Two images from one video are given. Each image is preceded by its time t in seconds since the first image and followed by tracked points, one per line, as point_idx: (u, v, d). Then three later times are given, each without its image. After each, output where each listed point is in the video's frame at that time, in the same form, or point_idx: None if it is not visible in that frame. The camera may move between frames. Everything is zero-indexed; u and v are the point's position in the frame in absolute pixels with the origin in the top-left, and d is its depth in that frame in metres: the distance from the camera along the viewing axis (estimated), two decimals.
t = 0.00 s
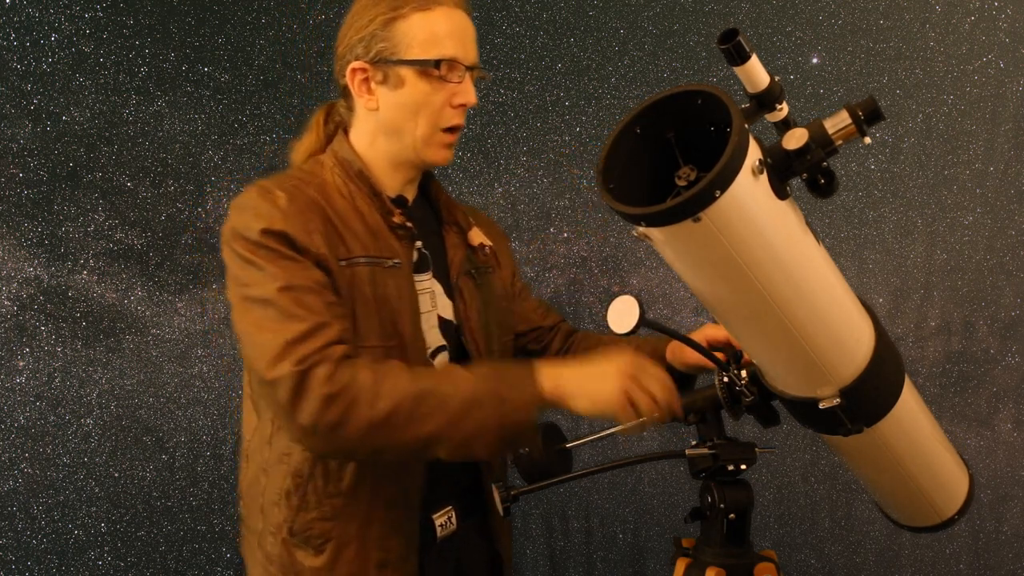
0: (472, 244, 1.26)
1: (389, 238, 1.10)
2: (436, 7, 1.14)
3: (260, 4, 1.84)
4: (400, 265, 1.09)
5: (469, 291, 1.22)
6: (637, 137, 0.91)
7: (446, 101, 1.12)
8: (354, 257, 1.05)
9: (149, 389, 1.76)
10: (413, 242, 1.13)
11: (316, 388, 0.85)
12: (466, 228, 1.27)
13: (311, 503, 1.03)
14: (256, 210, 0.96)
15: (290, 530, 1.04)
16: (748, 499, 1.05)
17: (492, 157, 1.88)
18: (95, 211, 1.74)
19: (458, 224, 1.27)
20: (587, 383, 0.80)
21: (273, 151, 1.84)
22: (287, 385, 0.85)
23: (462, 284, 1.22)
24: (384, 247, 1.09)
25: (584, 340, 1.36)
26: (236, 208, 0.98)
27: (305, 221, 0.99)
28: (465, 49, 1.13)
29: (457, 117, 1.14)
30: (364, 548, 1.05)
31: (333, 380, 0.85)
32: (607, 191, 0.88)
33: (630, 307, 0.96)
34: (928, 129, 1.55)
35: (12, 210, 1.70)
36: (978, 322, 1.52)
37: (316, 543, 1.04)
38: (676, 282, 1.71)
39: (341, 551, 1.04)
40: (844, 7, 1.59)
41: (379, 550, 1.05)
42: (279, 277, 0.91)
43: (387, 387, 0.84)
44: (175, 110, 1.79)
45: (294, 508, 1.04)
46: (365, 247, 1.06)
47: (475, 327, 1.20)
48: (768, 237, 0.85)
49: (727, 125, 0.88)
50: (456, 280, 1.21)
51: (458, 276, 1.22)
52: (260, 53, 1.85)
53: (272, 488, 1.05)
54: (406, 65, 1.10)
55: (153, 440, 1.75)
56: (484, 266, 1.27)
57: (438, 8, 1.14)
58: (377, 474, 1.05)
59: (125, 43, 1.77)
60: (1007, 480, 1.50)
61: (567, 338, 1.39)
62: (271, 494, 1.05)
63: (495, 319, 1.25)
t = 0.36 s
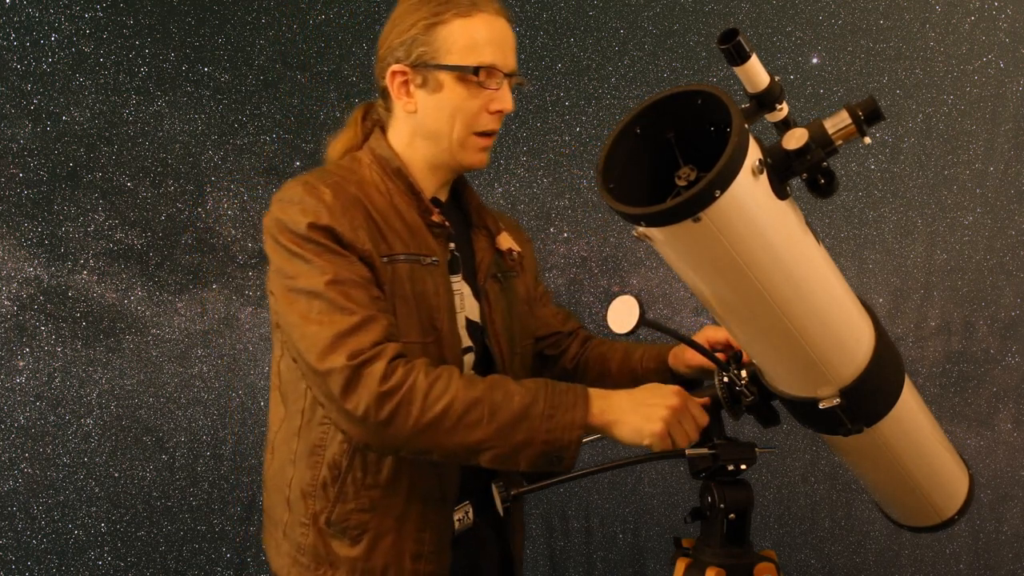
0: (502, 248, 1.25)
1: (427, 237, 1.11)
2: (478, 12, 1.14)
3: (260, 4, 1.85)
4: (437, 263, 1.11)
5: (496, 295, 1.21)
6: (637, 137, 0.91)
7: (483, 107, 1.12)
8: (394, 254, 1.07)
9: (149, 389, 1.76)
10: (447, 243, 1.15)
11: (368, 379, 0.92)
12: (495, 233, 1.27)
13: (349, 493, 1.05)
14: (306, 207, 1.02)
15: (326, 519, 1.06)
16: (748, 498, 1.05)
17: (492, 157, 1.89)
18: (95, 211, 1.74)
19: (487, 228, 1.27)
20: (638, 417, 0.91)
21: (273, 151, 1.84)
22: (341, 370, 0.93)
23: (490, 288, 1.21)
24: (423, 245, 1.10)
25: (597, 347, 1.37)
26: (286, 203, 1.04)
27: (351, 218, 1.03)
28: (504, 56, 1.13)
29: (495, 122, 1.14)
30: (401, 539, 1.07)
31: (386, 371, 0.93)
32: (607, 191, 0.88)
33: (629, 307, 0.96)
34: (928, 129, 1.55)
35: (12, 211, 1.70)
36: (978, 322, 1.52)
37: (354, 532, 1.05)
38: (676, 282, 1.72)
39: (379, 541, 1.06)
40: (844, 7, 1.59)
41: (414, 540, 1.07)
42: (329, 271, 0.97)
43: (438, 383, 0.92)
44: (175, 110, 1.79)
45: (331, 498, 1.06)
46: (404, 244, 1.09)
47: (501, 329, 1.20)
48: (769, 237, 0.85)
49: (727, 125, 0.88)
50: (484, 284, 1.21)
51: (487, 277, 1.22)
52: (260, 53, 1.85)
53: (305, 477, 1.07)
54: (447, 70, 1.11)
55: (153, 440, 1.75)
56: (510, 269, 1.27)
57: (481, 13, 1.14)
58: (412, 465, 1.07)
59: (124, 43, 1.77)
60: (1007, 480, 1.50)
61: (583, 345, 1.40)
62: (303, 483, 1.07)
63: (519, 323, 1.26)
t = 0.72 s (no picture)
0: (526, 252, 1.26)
1: (449, 238, 1.12)
2: (507, 17, 1.14)
3: (260, 4, 1.85)
4: (456, 263, 1.11)
5: (520, 297, 1.22)
6: (637, 137, 0.91)
7: (508, 110, 1.12)
8: (413, 252, 1.07)
9: (149, 389, 1.76)
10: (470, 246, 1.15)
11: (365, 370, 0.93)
12: (522, 235, 1.27)
13: (357, 484, 1.06)
14: (321, 202, 1.02)
15: (334, 509, 1.06)
16: (748, 498, 1.05)
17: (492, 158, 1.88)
18: (95, 211, 1.74)
19: (515, 231, 1.27)
20: (634, 414, 0.91)
21: (273, 151, 1.85)
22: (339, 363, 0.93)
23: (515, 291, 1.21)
24: (440, 244, 1.10)
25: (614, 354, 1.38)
26: (305, 199, 1.04)
27: (368, 214, 1.03)
28: (530, 61, 1.13)
29: (520, 126, 1.14)
30: (406, 531, 1.07)
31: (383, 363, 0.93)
32: (607, 191, 0.88)
33: (627, 308, 0.96)
34: (928, 129, 1.55)
35: (12, 211, 1.70)
36: (978, 322, 1.52)
37: (359, 523, 1.05)
38: (677, 282, 1.71)
39: (382, 532, 1.06)
40: (844, 7, 1.60)
41: (418, 535, 1.07)
42: (341, 265, 0.98)
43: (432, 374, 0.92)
44: (175, 110, 1.79)
45: (341, 487, 1.06)
46: (423, 243, 1.09)
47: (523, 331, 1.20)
48: (768, 237, 0.85)
49: (727, 125, 0.88)
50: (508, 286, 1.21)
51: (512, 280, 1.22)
52: (260, 53, 1.86)
53: (317, 466, 1.08)
54: (474, 74, 1.12)
55: (153, 440, 1.75)
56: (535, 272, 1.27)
57: (511, 19, 1.14)
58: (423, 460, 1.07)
59: (124, 43, 1.77)
60: (1007, 480, 1.50)
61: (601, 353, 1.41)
62: (316, 471, 1.08)
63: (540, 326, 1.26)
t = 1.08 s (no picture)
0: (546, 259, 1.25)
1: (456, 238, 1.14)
2: (511, 16, 1.14)
3: (260, 4, 1.86)
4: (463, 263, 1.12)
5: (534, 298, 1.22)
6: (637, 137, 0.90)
7: (508, 106, 1.10)
8: (419, 248, 1.09)
9: (149, 389, 1.76)
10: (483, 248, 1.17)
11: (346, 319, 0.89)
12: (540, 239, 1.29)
13: (352, 477, 1.06)
14: (327, 191, 1.03)
15: (332, 500, 1.07)
16: (747, 498, 1.05)
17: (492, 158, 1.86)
18: (95, 211, 1.74)
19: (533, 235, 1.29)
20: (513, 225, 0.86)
21: (273, 151, 1.86)
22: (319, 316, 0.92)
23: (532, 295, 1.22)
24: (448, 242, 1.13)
25: (623, 362, 1.39)
26: (315, 189, 1.05)
27: (373, 207, 1.04)
28: (532, 57, 1.12)
29: (523, 123, 1.11)
30: (397, 527, 1.06)
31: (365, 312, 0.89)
32: (608, 191, 0.87)
33: (628, 308, 0.96)
34: (928, 129, 1.55)
35: (12, 210, 1.69)
36: (978, 322, 1.52)
37: (353, 516, 1.06)
38: (677, 282, 1.71)
39: (376, 528, 1.06)
40: (844, 7, 1.60)
41: (409, 532, 1.07)
42: (327, 246, 0.97)
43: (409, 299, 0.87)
44: (175, 110, 1.79)
45: (338, 478, 1.07)
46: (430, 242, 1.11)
47: (538, 333, 1.20)
48: (768, 237, 0.85)
49: (726, 125, 0.88)
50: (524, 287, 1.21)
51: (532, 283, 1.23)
52: (260, 53, 1.87)
53: (323, 458, 1.09)
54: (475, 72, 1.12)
55: (153, 440, 1.75)
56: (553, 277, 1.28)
57: (515, 19, 1.14)
58: (419, 454, 1.07)
59: (125, 43, 1.77)
60: (1007, 480, 1.50)
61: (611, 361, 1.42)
62: (321, 463, 1.09)
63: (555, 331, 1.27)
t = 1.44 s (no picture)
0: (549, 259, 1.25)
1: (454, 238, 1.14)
2: (489, 12, 1.15)
3: (260, 5, 1.86)
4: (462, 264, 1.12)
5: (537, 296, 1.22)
6: (637, 137, 0.90)
7: (489, 102, 1.10)
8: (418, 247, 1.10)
9: (150, 389, 1.76)
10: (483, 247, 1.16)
11: (334, 314, 0.91)
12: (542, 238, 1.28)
13: (351, 474, 1.07)
14: (329, 189, 1.05)
15: (331, 498, 1.08)
16: (748, 498, 1.05)
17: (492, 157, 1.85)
18: (95, 211, 1.74)
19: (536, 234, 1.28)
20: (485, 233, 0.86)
21: (273, 151, 1.86)
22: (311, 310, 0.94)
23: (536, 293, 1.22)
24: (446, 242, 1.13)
25: (623, 366, 1.39)
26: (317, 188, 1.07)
27: (372, 203, 1.05)
28: (507, 50, 1.12)
29: (506, 116, 1.11)
30: (394, 527, 1.06)
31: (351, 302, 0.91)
32: (607, 191, 0.88)
33: (630, 307, 0.96)
34: (928, 129, 1.55)
35: (12, 210, 1.69)
36: (978, 322, 1.52)
37: (350, 515, 1.06)
38: (677, 282, 1.71)
39: (370, 527, 1.05)
40: (844, 7, 1.60)
41: (406, 531, 1.06)
42: (325, 243, 0.99)
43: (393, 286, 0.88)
44: (175, 110, 1.79)
45: (338, 476, 1.08)
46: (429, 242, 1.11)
47: (541, 331, 1.21)
48: (768, 237, 0.85)
49: (726, 125, 0.88)
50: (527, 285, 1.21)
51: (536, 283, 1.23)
52: (260, 53, 1.86)
53: (326, 456, 1.11)
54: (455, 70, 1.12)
55: (153, 440, 1.75)
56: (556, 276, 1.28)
57: (493, 14, 1.15)
58: (415, 456, 1.07)
59: (125, 43, 1.77)
60: (1007, 480, 1.50)
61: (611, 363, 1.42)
62: (324, 461, 1.11)
63: (558, 330, 1.27)
